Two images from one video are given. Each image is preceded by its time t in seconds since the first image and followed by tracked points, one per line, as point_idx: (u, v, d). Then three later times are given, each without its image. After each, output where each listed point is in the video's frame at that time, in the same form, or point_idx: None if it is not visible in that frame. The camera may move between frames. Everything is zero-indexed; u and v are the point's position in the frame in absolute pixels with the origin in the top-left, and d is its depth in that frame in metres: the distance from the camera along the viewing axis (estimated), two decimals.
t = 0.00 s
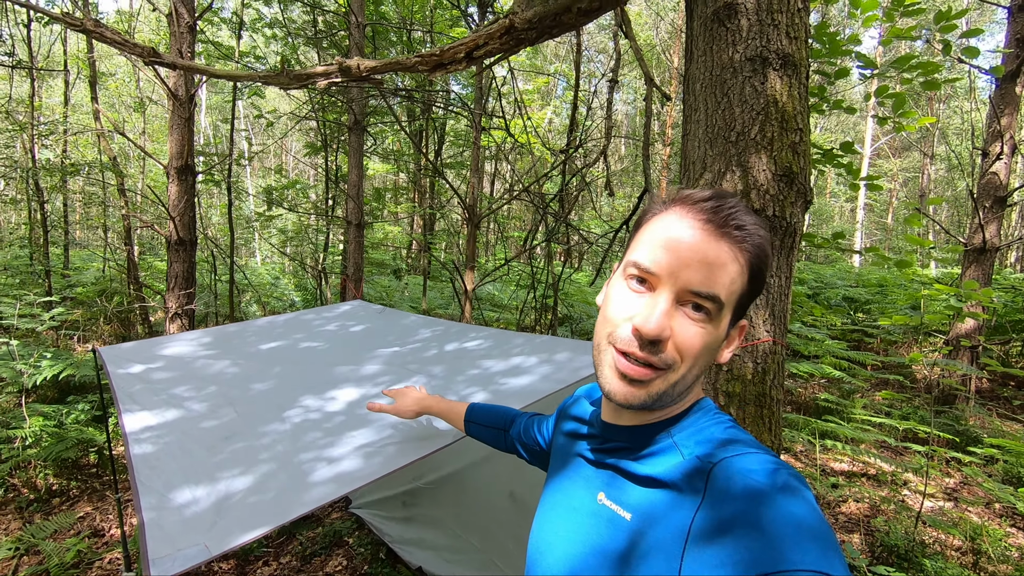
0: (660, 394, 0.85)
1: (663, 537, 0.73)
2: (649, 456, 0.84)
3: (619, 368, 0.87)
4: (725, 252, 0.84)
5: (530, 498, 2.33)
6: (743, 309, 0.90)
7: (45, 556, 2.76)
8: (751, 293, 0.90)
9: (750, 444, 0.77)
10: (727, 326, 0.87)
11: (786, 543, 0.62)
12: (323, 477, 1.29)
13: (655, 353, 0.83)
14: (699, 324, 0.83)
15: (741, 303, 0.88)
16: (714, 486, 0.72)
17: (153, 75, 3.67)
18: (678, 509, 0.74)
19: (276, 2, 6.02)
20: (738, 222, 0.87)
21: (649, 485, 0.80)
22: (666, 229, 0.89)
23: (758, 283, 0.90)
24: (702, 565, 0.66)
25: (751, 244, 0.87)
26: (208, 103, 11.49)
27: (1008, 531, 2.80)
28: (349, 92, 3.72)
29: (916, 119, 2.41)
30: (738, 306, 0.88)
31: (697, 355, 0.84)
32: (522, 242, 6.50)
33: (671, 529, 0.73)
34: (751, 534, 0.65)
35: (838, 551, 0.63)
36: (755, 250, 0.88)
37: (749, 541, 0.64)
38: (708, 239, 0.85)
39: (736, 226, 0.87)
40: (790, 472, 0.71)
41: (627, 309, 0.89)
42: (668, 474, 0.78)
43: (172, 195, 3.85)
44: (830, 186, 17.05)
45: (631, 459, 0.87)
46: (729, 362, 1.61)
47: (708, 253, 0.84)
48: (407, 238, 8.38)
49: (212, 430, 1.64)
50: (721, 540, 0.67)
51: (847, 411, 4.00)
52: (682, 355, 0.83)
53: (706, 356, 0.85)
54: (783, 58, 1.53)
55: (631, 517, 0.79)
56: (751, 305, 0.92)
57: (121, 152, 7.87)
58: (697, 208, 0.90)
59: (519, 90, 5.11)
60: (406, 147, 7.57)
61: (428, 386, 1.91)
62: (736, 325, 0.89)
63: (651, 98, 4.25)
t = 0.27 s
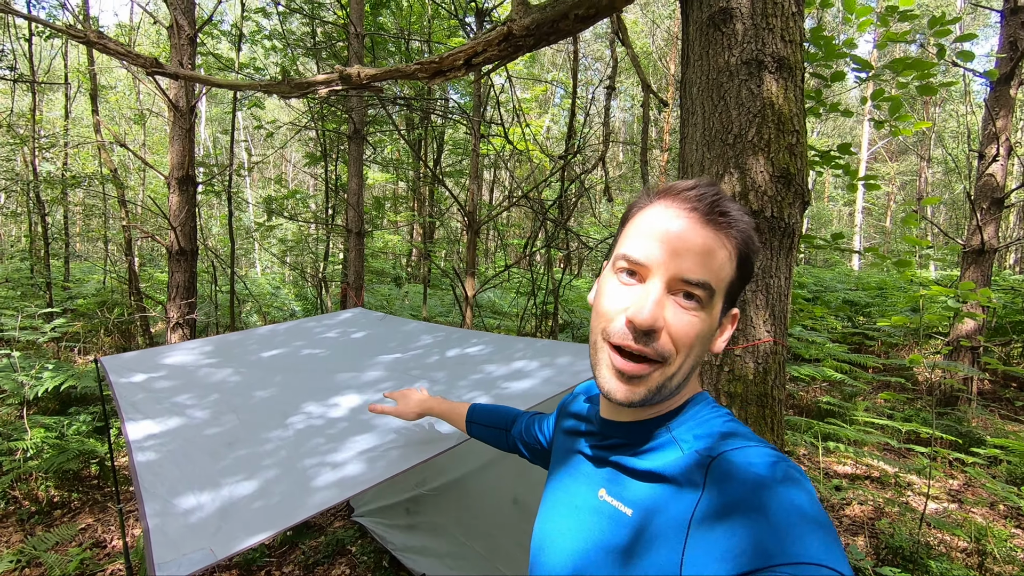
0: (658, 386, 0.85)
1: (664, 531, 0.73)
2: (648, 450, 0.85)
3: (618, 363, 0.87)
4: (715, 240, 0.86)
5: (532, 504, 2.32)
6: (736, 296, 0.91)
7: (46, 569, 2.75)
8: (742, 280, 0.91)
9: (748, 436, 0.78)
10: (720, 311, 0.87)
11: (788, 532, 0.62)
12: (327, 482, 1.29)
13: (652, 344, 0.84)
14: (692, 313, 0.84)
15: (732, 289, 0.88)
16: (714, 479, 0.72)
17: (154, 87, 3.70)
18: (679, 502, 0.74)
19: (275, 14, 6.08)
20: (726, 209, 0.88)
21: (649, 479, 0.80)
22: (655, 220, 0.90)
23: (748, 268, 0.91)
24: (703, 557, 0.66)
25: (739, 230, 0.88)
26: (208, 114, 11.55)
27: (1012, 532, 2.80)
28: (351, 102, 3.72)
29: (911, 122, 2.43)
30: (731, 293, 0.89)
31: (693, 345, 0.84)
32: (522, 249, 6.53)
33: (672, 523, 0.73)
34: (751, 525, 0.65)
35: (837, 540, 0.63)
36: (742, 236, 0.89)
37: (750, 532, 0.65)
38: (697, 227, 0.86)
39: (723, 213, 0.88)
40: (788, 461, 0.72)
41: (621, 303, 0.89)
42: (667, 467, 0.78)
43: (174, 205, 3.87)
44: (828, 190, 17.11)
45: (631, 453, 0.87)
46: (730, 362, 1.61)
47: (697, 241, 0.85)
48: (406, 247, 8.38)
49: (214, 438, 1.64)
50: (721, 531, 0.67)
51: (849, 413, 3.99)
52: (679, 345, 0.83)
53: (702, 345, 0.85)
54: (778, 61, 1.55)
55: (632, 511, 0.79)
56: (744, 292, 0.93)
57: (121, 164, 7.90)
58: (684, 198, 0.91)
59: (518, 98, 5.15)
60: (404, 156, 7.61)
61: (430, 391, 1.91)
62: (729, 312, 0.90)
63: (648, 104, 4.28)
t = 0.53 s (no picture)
0: (663, 386, 0.84)
1: (683, 536, 0.72)
2: (662, 455, 0.84)
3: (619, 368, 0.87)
4: (702, 236, 0.87)
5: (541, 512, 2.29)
6: (731, 289, 0.91)
7: None
8: (733, 272, 0.92)
9: (763, 437, 0.78)
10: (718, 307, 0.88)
11: (811, 530, 0.62)
12: (335, 489, 1.28)
13: (650, 345, 0.83)
14: (687, 310, 0.84)
15: (727, 284, 0.89)
16: (732, 479, 0.71)
17: (156, 95, 3.70)
18: (696, 505, 0.73)
19: (276, 23, 6.11)
20: (707, 205, 0.90)
21: (664, 484, 0.79)
22: (639, 224, 0.92)
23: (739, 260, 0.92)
24: (725, 559, 0.65)
25: (723, 224, 0.90)
26: (208, 122, 11.58)
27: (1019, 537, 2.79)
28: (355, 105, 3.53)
29: (914, 127, 2.45)
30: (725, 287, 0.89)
31: (691, 342, 0.84)
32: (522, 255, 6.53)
33: (690, 526, 0.72)
34: (772, 525, 0.64)
35: (858, 535, 0.63)
36: (728, 229, 0.90)
37: (772, 532, 0.64)
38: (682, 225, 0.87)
39: (706, 209, 0.90)
40: (805, 461, 0.72)
41: (617, 307, 0.90)
42: (683, 470, 0.77)
43: (175, 213, 3.87)
44: (827, 196, 17.16)
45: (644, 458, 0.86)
46: (738, 367, 1.60)
47: (683, 238, 0.87)
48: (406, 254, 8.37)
49: (219, 446, 1.63)
50: (742, 532, 0.66)
51: (852, 418, 3.98)
52: (678, 343, 0.83)
53: (701, 340, 0.85)
54: (782, 67, 1.56)
55: (649, 518, 0.78)
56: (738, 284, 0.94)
57: (122, 173, 7.92)
58: (665, 201, 0.93)
59: (518, 104, 5.16)
60: (404, 163, 7.62)
61: (436, 398, 1.90)
62: (726, 308, 0.90)
63: (647, 110, 4.29)
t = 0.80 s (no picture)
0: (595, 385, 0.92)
1: (696, 549, 0.72)
2: (674, 470, 0.84)
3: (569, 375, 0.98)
4: (600, 246, 0.93)
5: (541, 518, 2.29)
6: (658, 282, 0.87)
7: None
8: (661, 273, 0.87)
9: (777, 456, 0.78)
10: (625, 311, 0.88)
11: (823, 541, 0.61)
12: (338, 500, 1.27)
13: (565, 350, 0.97)
14: (585, 318, 0.93)
15: (640, 288, 0.87)
16: (745, 493, 0.71)
17: (151, 100, 3.68)
18: (709, 520, 0.73)
19: (271, 26, 6.08)
20: (615, 217, 0.94)
21: (678, 500, 0.79)
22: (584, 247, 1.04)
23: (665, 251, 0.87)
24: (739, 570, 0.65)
25: (631, 226, 0.91)
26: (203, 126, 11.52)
27: (1013, 538, 2.81)
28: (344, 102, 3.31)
29: (910, 132, 2.47)
30: (643, 282, 0.87)
31: (598, 341, 0.90)
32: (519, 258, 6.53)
33: (703, 538, 0.72)
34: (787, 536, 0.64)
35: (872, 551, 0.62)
36: (641, 228, 0.90)
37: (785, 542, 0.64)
38: (584, 242, 0.95)
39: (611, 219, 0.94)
40: (821, 480, 0.71)
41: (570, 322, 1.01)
42: (694, 484, 0.78)
43: (172, 218, 3.84)
44: (821, 198, 17.26)
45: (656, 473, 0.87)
46: (738, 374, 1.61)
47: (591, 252, 0.94)
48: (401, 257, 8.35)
49: (219, 456, 1.62)
50: (755, 543, 0.66)
51: (848, 420, 4.00)
52: (595, 345, 0.90)
53: (613, 338, 0.89)
54: (781, 75, 1.57)
55: (664, 534, 0.78)
56: (683, 273, 0.86)
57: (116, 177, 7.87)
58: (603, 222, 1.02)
59: (514, 108, 5.17)
60: (400, 166, 7.61)
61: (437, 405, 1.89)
62: (647, 310, 0.87)
63: (643, 114, 4.31)
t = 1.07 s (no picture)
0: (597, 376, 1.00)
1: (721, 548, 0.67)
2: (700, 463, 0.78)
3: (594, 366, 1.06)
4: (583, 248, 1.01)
5: (542, 513, 2.37)
6: (614, 280, 0.90)
7: None
8: (621, 270, 0.88)
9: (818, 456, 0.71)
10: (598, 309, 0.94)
11: (860, 553, 0.56)
12: (352, 494, 1.30)
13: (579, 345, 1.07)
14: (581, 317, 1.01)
15: (607, 286, 0.91)
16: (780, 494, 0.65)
17: (146, 101, 3.67)
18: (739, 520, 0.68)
19: (264, 27, 6.07)
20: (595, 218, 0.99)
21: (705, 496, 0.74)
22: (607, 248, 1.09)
23: (619, 248, 0.89)
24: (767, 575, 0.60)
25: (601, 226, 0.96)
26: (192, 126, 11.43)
27: (997, 525, 2.90)
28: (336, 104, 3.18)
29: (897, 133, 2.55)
30: (605, 280, 0.92)
31: (588, 336, 0.98)
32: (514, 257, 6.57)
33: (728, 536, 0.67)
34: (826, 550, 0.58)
35: (916, 567, 0.56)
36: (606, 227, 0.94)
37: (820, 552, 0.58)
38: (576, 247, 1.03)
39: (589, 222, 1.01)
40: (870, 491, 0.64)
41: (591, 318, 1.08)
42: (720, 477, 0.73)
43: (167, 219, 3.83)
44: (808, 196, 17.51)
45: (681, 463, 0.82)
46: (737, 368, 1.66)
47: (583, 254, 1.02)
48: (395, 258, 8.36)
49: (227, 454, 1.64)
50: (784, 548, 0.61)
51: (837, 414, 4.10)
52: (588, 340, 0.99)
53: (593, 333, 0.96)
54: (775, 78, 1.63)
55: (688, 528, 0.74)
56: (633, 268, 0.86)
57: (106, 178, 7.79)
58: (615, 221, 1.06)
59: (508, 109, 5.21)
60: (393, 166, 7.61)
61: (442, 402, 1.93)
62: (615, 306, 0.90)
63: (636, 114, 4.36)
